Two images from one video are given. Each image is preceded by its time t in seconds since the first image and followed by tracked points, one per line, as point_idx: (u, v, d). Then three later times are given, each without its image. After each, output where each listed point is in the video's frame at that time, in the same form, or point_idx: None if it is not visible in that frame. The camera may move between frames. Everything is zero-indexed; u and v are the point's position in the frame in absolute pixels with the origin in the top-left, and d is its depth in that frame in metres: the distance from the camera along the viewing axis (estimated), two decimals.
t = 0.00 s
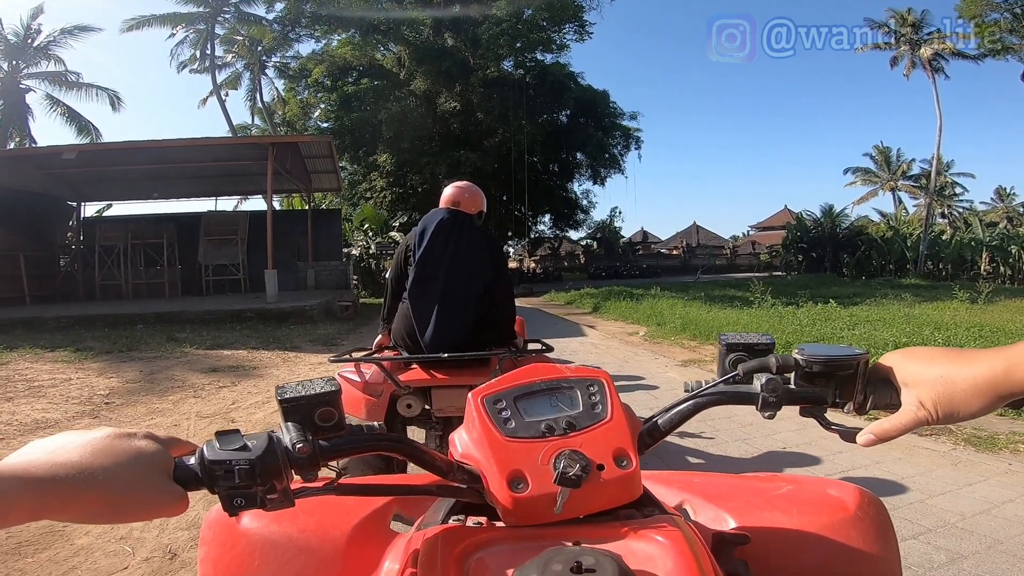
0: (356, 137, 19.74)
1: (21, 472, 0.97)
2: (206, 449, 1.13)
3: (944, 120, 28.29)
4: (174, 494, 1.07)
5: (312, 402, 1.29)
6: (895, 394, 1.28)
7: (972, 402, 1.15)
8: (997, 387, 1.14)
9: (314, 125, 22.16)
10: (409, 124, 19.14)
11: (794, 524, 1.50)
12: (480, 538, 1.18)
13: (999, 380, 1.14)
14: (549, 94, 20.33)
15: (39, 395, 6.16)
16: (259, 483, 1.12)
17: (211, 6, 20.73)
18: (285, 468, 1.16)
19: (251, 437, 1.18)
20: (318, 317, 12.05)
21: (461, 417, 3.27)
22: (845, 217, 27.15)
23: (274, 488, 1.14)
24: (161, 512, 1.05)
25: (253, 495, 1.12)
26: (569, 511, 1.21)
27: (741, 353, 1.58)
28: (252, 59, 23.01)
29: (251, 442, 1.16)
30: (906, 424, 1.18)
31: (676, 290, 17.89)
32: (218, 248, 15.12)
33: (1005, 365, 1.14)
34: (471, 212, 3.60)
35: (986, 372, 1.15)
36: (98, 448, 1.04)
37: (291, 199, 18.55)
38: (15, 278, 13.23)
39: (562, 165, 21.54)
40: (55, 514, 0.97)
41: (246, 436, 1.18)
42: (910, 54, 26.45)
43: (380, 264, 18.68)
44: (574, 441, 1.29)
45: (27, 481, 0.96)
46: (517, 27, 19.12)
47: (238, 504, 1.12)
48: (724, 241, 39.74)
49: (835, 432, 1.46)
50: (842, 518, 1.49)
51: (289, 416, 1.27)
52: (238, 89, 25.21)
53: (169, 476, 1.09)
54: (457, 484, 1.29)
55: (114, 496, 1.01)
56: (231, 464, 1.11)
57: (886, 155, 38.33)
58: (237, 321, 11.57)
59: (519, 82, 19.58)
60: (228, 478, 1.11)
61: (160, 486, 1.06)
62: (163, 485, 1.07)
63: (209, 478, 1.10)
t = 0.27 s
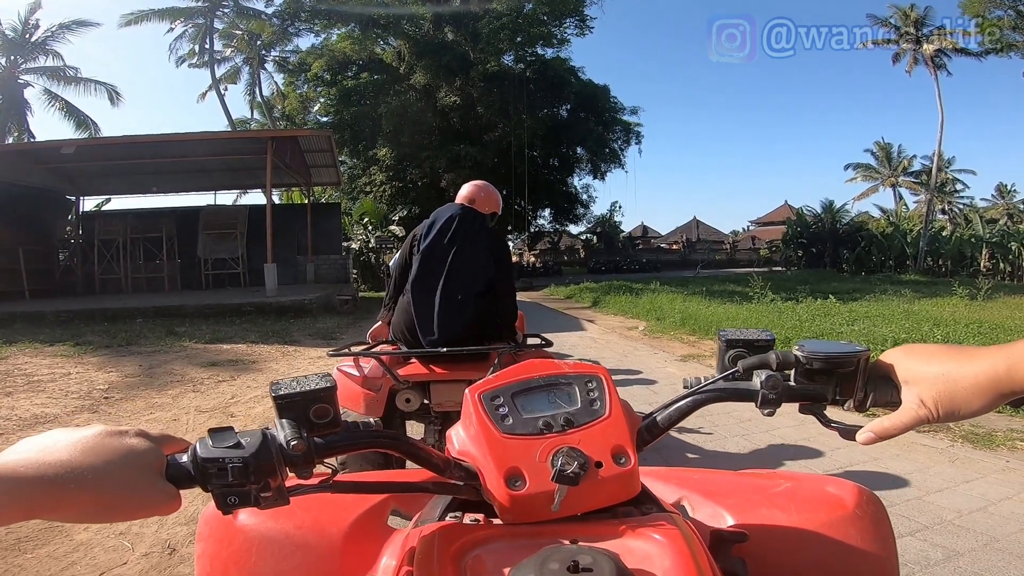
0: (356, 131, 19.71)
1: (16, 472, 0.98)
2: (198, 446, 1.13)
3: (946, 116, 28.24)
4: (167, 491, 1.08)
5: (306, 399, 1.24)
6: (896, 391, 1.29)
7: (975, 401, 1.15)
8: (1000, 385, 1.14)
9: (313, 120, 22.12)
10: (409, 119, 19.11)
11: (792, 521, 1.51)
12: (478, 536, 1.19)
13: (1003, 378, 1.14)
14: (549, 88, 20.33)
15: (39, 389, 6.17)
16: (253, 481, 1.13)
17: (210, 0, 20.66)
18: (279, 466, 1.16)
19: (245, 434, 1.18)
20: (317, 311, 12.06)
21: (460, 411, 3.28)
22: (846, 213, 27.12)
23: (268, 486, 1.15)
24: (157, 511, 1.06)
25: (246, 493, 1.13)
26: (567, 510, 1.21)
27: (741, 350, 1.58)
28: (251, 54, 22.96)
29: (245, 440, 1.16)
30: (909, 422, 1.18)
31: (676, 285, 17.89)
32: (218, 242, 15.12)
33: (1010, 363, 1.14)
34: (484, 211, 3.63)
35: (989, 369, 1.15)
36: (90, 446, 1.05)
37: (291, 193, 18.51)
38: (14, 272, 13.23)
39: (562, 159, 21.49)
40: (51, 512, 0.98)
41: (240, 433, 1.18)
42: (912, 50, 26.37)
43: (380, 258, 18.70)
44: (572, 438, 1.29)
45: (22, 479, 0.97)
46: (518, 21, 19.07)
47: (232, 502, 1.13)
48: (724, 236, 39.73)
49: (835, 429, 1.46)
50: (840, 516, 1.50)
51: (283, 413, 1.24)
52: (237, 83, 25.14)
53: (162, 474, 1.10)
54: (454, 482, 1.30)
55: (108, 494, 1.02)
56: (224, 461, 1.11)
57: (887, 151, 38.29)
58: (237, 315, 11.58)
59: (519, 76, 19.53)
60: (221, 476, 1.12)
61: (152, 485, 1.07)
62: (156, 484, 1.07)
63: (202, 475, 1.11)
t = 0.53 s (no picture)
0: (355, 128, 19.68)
1: (18, 470, 0.98)
2: (199, 444, 1.13)
3: (946, 115, 28.20)
4: (169, 489, 1.08)
5: (303, 397, 1.26)
6: (892, 391, 1.31)
7: (969, 401, 1.17)
8: (993, 388, 1.15)
9: (313, 117, 22.08)
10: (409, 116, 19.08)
11: (788, 519, 1.51)
12: (476, 534, 1.20)
13: (996, 380, 1.15)
14: (549, 86, 20.35)
15: (38, 387, 6.17)
16: (252, 478, 1.13)
17: None
18: (278, 464, 1.16)
19: (245, 432, 1.18)
20: (317, 308, 12.06)
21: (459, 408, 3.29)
22: (846, 210, 27.08)
23: (267, 483, 1.14)
24: (159, 507, 1.06)
25: (246, 490, 1.14)
26: (562, 508, 1.22)
27: (738, 349, 1.58)
28: (250, 51, 22.90)
29: (245, 438, 1.16)
30: (904, 422, 1.21)
31: (675, 282, 17.88)
32: (217, 239, 15.10)
33: (1002, 364, 1.15)
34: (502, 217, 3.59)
35: (981, 371, 1.17)
36: (92, 444, 1.05)
37: (290, 189, 18.49)
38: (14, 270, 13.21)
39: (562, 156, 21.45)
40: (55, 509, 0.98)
41: (240, 431, 1.18)
42: (913, 49, 26.32)
43: (379, 255, 18.68)
44: (569, 437, 1.29)
45: (27, 478, 0.97)
46: (518, 18, 19.04)
47: (232, 499, 1.13)
48: (724, 233, 39.71)
49: (831, 429, 1.47)
50: (836, 514, 1.51)
51: (282, 411, 1.25)
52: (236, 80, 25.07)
53: (163, 472, 1.10)
54: (451, 479, 1.30)
55: (111, 492, 1.02)
56: (224, 459, 1.11)
57: (887, 149, 38.25)
58: (236, 313, 11.57)
59: (519, 73, 19.50)
60: (221, 473, 1.12)
61: (154, 483, 1.07)
62: (159, 481, 1.08)
63: (202, 472, 1.11)
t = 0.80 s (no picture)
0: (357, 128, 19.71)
1: (21, 476, 0.98)
2: (198, 452, 1.14)
3: (949, 115, 28.14)
4: (171, 496, 1.08)
5: (302, 405, 1.28)
6: (894, 405, 1.29)
7: (969, 420, 1.13)
8: (997, 407, 1.11)
9: (315, 117, 22.10)
10: (410, 116, 19.10)
11: (784, 526, 1.51)
12: (471, 542, 1.20)
13: (1001, 399, 1.11)
14: (551, 85, 20.31)
15: (41, 387, 6.19)
16: (250, 486, 1.13)
17: None
18: (276, 472, 1.16)
19: (243, 441, 1.18)
20: (319, 308, 12.09)
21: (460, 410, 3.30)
22: (848, 211, 27.03)
23: (265, 491, 1.14)
24: (162, 513, 1.07)
25: (243, 497, 1.13)
26: (557, 518, 1.22)
27: (737, 362, 1.61)
28: (252, 51, 22.93)
29: (243, 446, 1.16)
30: (902, 438, 1.18)
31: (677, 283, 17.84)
32: (219, 239, 15.13)
33: (1009, 385, 1.11)
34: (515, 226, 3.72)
35: (986, 390, 1.12)
36: (96, 450, 1.05)
37: (291, 189, 18.50)
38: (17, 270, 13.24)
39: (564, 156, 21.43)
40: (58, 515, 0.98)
41: (238, 440, 1.18)
42: (915, 49, 26.27)
43: (381, 255, 18.68)
44: (566, 448, 1.29)
45: (29, 485, 0.97)
46: (520, 18, 19.07)
47: (230, 506, 1.13)
48: (726, 234, 39.68)
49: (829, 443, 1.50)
50: (833, 521, 1.51)
51: (280, 420, 1.28)
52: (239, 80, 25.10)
53: (166, 477, 1.10)
54: (449, 487, 1.30)
55: (114, 498, 1.02)
56: (223, 467, 1.11)
57: (890, 149, 38.19)
58: (238, 312, 11.60)
59: (521, 74, 19.50)
60: (219, 481, 1.11)
61: (158, 489, 1.07)
62: (162, 487, 1.08)
63: (201, 479, 1.11)
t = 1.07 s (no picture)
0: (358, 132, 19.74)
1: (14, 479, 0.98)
2: (187, 457, 1.14)
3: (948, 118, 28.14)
4: (161, 499, 1.08)
5: (291, 413, 1.25)
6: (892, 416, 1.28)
7: (967, 432, 1.11)
8: (994, 420, 1.08)
9: (315, 121, 22.14)
10: (410, 120, 19.13)
11: (780, 533, 1.51)
12: (463, 551, 1.21)
13: (1001, 413, 1.07)
14: (551, 90, 20.29)
15: (41, 392, 6.19)
16: (237, 492, 1.13)
17: (212, 2, 20.71)
18: (264, 477, 1.16)
19: (233, 446, 1.18)
20: (320, 313, 12.09)
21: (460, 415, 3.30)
22: (848, 214, 27.00)
23: (252, 497, 1.14)
24: (152, 517, 1.07)
25: (231, 503, 1.13)
26: (548, 526, 1.22)
27: (732, 371, 1.58)
28: (253, 55, 23.01)
29: (231, 452, 1.16)
30: (899, 449, 1.20)
31: (677, 287, 17.83)
32: (220, 244, 15.13)
33: (1009, 398, 1.07)
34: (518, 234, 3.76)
35: (987, 403, 1.09)
36: (86, 454, 1.04)
37: (292, 194, 18.52)
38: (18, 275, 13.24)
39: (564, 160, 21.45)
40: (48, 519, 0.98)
41: (228, 445, 1.18)
42: (914, 52, 26.31)
43: (382, 260, 18.67)
44: (557, 457, 1.28)
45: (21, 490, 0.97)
46: (519, 22, 19.16)
47: (217, 511, 1.13)
48: (726, 238, 39.68)
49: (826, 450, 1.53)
50: (831, 528, 1.50)
51: (270, 426, 1.25)
52: (240, 85, 25.17)
53: (156, 481, 1.10)
54: (440, 494, 1.30)
55: (103, 501, 1.02)
56: (210, 473, 1.12)
57: (889, 152, 38.21)
58: (239, 317, 11.59)
59: (521, 78, 19.54)
60: (207, 486, 1.12)
61: (148, 493, 1.07)
62: (153, 491, 1.08)
63: (189, 485, 1.11)
